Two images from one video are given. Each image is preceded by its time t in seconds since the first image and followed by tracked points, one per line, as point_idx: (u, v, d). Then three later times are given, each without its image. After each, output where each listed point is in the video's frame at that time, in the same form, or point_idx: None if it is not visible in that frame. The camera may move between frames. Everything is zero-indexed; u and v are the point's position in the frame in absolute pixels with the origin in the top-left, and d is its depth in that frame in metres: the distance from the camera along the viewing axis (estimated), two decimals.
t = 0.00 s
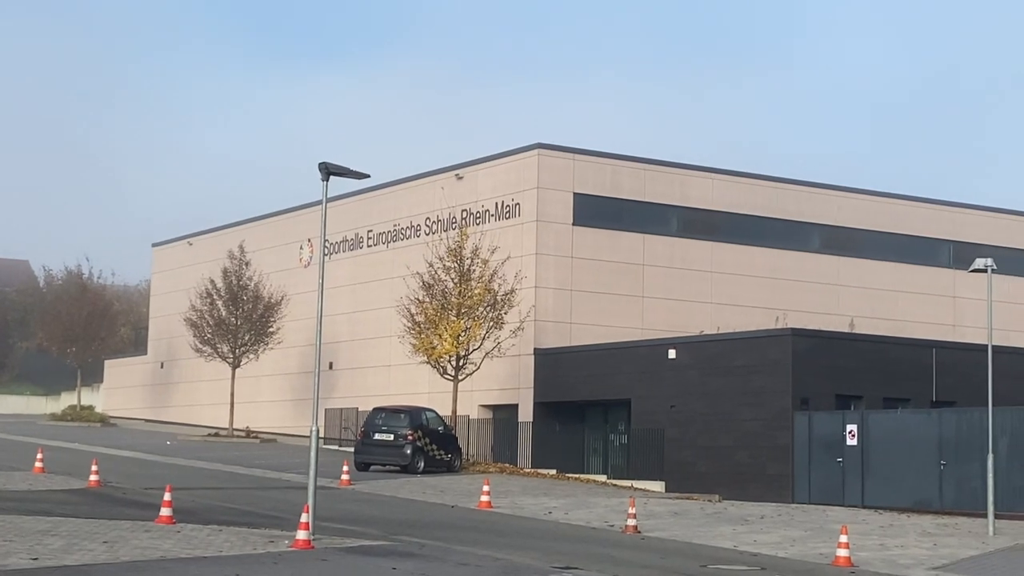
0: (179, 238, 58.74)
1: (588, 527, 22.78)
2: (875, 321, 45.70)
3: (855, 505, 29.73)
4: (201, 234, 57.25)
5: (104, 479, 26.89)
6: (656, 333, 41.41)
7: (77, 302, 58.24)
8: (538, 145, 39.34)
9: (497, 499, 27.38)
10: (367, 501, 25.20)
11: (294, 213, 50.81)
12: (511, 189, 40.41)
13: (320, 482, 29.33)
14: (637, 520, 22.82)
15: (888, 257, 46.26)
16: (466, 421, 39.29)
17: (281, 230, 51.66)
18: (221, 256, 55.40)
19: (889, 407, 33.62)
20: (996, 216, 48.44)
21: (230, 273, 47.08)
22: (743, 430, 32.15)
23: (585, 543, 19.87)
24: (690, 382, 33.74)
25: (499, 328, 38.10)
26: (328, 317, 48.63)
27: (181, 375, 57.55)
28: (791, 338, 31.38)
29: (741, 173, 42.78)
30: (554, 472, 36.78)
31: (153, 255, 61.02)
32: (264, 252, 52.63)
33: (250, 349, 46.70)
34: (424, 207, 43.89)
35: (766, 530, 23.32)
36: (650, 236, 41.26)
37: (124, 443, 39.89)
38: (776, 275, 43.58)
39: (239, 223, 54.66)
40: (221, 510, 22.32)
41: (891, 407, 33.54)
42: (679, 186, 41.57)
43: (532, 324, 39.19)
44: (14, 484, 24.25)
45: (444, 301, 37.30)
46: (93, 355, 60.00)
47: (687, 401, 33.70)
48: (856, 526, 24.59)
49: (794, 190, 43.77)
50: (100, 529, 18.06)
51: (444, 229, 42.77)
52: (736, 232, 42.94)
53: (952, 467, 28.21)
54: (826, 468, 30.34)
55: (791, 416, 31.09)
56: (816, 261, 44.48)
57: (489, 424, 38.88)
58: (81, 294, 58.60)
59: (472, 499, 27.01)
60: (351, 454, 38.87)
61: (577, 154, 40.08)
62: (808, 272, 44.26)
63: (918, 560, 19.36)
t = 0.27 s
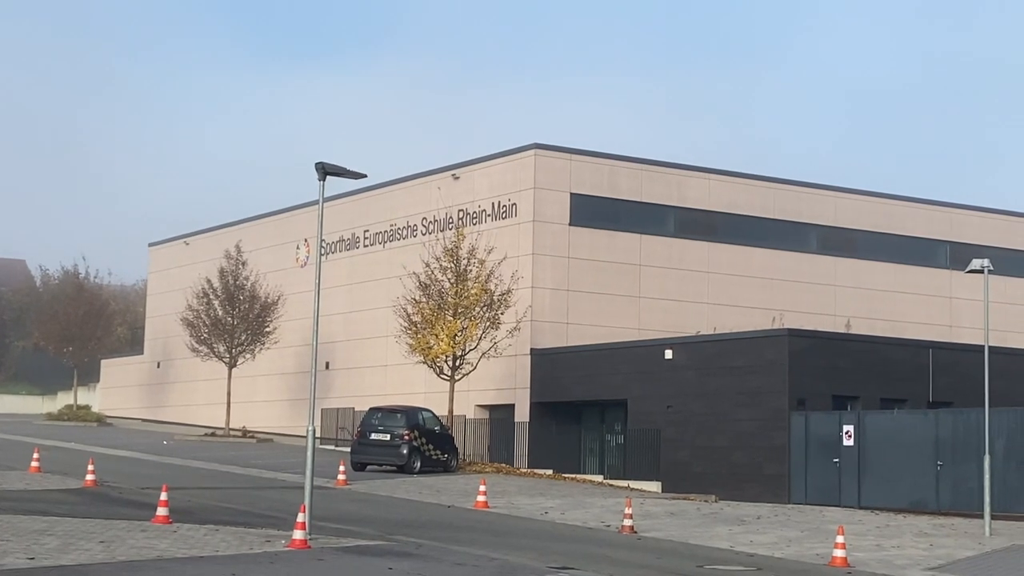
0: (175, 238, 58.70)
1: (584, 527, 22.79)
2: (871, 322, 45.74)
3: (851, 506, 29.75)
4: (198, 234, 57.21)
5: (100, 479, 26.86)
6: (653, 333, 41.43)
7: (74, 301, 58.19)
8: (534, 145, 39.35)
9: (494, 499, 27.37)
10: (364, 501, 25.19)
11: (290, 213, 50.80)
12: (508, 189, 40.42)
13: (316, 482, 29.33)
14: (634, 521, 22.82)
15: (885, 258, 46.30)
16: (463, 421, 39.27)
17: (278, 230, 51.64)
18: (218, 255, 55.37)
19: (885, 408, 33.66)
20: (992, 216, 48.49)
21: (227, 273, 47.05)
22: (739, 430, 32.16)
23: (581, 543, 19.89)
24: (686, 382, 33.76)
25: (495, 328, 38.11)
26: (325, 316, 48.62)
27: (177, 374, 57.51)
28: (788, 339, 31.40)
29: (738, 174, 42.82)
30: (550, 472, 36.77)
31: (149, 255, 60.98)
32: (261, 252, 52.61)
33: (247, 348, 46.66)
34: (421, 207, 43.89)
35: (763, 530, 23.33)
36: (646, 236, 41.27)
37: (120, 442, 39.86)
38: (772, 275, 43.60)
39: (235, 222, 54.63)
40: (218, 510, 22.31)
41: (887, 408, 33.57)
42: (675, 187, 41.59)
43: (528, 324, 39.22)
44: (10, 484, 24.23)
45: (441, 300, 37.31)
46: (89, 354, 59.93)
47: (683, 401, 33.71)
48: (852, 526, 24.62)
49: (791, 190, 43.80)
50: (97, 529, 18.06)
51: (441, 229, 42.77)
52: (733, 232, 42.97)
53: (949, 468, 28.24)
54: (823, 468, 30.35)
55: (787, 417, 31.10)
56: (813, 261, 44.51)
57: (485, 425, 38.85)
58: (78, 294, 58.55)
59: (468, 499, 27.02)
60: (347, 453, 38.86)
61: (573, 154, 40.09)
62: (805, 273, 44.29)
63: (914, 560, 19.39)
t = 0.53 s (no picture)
0: (172, 236, 58.67)
1: (581, 526, 22.79)
2: (868, 321, 45.75)
3: (848, 505, 29.77)
4: (194, 232, 57.18)
5: (96, 477, 26.83)
6: (650, 332, 41.43)
7: (70, 300, 58.14)
8: (532, 144, 39.33)
9: (490, 498, 27.36)
10: (360, 500, 25.17)
11: (287, 211, 50.78)
12: (505, 188, 40.42)
13: (313, 481, 29.31)
14: (631, 520, 22.81)
15: (882, 258, 46.32)
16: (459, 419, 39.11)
17: (275, 228, 51.60)
18: (214, 254, 55.34)
19: (882, 408, 33.68)
20: (989, 216, 48.51)
21: (224, 272, 47.02)
22: (736, 430, 32.17)
23: (578, 542, 19.87)
24: (683, 381, 33.76)
25: (492, 328, 38.10)
26: (322, 315, 48.59)
27: (173, 373, 57.47)
28: (785, 338, 31.41)
29: (735, 173, 42.82)
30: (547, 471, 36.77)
31: (146, 254, 60.94)
32: (257, 251, 52.59)
33: (243, 347, 46.64)
34: (418, 206, 43.88)
35: (759, 530, 23.32)
36: (643, 236, 41.27)
37: (116, 441, 39.83)
38: (769, 275, 43.61)
39: (232, 221, 54.60)
40: (214, 509, 22.28)
41: (884, 407, 33.59)
42: (673, 186, 41.59)
43: (525, 323, 39.21)
44: (6, 482, 24.19)
45: (438, 299, 37.29)
46: (85, 353, 59.89)
47: (680, 401, 33.71)
48: (849, 525, 24.62)
49: (788, 190, 43.81)
50: (93, 527, 18.03)
51: (438, 228, 42.75)
52: (730, 231, 42.98)
53: (945, 467, 28.24)
54: (820, 467, 30.38)
55: (784, 416, 31.11)
56: (810, 261, 44.51)
57: (482, 424, 38.79)
58: (74, 292, 58.51)
59: (465, 497, 27.00)
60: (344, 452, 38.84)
61: (571, 153, 40.09)
62: (802, 272, 44.30)
63: (911, 560, 19.38)
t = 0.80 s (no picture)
0: (170, 235, 58.65)
1: (579, 525, 22.81)
2: (865, 320, 45.80)
3: (845, 503, 29.82)
4: (192, 231, 57.18)
5: (94, 476, 26.82)
6: (647, 331, 41.46)
7: (68, 298, 58.11)
8: (529, 143, 39.36)
9: (488, 497, 27.39)
10: (358, 499, 25.17)
11: (284, 210, 50.79)
12: (502, 187, 40.43)
13: (311, 480, 29.31)
14: (628, 519, 22.84)
15: (879, 257, 46.36)
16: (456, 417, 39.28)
17: (272, 227, 51.60)
18: (212, 252, 55.33)
19: (880, 407, 33.72)
20: (986, 215, 48.56)
21: (221, 270, 47.00)
22: (734, 429, 32.20)
23: (576, 541, 19.89)
24: (680, 380, 33.80)
25: (489, 326, 38.11)
26: (319, 314, 48.60)
27: (171, 371, 57.46)
28: (782, 337, 31.44)
29: (733, 172, 42.85)
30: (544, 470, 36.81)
31: (144, 252, 60.92)
32: (255, 249, 52.58)
33: (241, 346, 46.64)
34: (415, 205, 43.89)
35: (756, 529, 23.35)
36: (641, 235, 41.29)
37: (114, 439, 39.82)
38: (767, 274, 43.65)
39: (230, 219, 54.59)
40: (213, 508, 22.29)
41: (882, 406, 33.63)
42: (670, 185, 41.62)
43: (522, 322, 39.23)
44: (4, 481, 24.18)
45: (435, 298, 37.30)
46: (83, 351, 59.87)
47: (677, 400, 33.74)
48: (846, 524, 24.66)
49: (786, 189, 43.85)
50: (91, 526, 18.04)
51: (436, 227, 42.76)
52: (727, 230, 43.01)
53: (942, 466, 28.28)
54: (817, 466, 30.43)
55: (781, 415, 31.15)
56: (807, 260, 44.55)
57: (480, 422, 38.93)
58: (72, 291, 58.48)
59: (463, 496, 27.02)
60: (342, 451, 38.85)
61: (568, 152, 40.11)
62: (799, 271, 44.34)
63: (908, 559, 19.42)
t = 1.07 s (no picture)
0: (168, 233, 58.63)
1: (576, 523, 22.83)
2: (863, 319, 45.83)
3: (842, 502, 29.85)
4: (190, 229, 57.17)
5: (92, 474, 26.82)
6: (645, 330, 41.48)
7: (66, 297, 58.09)
8: (528, 142, 39.37)
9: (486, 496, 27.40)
10: (356, 497, 25.19)
11: (282, 209, 50.80)
12: (500, 186, 40.45)
13: (309, 478, 29.32)
14: (626, 518, 22.86)
15: (877, 256, 46.39)
16: (454, 416, 39.36)
17: (271, 226, 51.60)
18: (210, 251, 55.33)
19: (878, 406, 33.76)
20: (984, 214, 48.60)
21: (219, 269, 47.00)
22: (731, 427, 32.23)
23: (572, 540, 19.92)
24: (678, 379, 33.82)
25: (488, 325, 38.12)
26: (317, 313, 48.60)
27: (169, 370, 57.45)
28: (780, 336, 31.47)
29: (730, 171, 42.88)
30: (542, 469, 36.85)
31: (142, 251, 60.91)
32: (253, 248, 52.58)
33: (239, 344, 46.64)
34: (413, 204, 43.89)
35: (754, 527, 23.36)
36: (639, 234, 41.31)
37: (112, 438, 39.81)
38: (765, 273, 43.67)
39: (228, 218, 54.58)
40: (211, 506, 22.29)
41: (879, 405, 33.67)
42: (668, 183, 41.63)
43: (520, 321, 39.24)
44: (2, 479, 24.18)
45: (433, 297, 37.30)
46: (81, 350, 59.86)
47: (675, 399, 33.76)
48: (844, 523, 24.69)
49: (784, 188, 43.87)
50: (89, 524, 18.04)
51: (434, 226, 42.77)
52: (725, 229, 43.03)
53: (939, 466, 28.31)
54: (814, 465, 30.46)
55: (779, 414, 31.17)
56: (805, 259, 44.57)
57: (478, 421, 39.01)
58: (70, 289, 58.47)
59: (460, 495, 27.03)
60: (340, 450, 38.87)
61: (566, 151, 40.12)
62: (797, 270, 44.36)
63: (905, 558, 19.45)
